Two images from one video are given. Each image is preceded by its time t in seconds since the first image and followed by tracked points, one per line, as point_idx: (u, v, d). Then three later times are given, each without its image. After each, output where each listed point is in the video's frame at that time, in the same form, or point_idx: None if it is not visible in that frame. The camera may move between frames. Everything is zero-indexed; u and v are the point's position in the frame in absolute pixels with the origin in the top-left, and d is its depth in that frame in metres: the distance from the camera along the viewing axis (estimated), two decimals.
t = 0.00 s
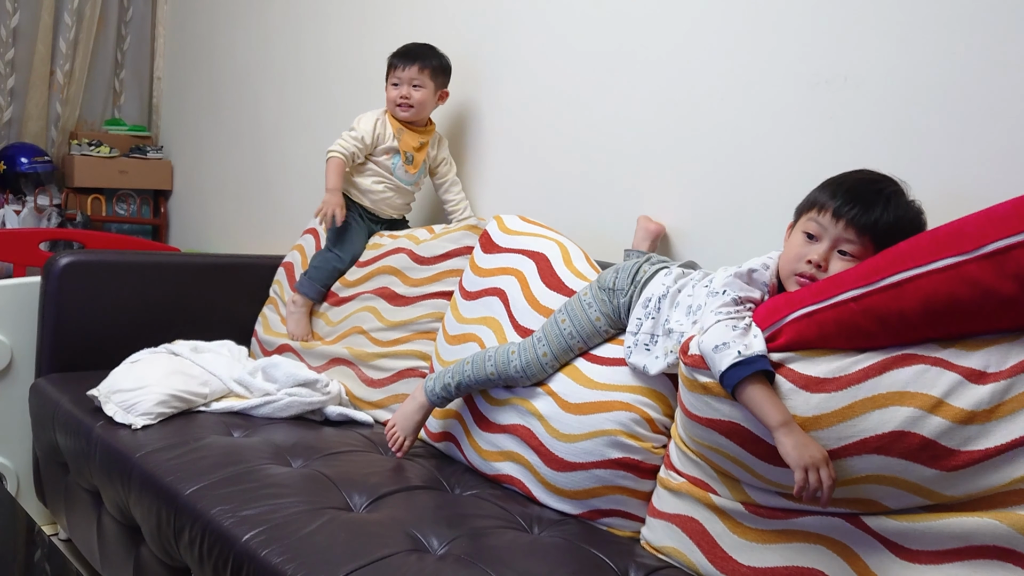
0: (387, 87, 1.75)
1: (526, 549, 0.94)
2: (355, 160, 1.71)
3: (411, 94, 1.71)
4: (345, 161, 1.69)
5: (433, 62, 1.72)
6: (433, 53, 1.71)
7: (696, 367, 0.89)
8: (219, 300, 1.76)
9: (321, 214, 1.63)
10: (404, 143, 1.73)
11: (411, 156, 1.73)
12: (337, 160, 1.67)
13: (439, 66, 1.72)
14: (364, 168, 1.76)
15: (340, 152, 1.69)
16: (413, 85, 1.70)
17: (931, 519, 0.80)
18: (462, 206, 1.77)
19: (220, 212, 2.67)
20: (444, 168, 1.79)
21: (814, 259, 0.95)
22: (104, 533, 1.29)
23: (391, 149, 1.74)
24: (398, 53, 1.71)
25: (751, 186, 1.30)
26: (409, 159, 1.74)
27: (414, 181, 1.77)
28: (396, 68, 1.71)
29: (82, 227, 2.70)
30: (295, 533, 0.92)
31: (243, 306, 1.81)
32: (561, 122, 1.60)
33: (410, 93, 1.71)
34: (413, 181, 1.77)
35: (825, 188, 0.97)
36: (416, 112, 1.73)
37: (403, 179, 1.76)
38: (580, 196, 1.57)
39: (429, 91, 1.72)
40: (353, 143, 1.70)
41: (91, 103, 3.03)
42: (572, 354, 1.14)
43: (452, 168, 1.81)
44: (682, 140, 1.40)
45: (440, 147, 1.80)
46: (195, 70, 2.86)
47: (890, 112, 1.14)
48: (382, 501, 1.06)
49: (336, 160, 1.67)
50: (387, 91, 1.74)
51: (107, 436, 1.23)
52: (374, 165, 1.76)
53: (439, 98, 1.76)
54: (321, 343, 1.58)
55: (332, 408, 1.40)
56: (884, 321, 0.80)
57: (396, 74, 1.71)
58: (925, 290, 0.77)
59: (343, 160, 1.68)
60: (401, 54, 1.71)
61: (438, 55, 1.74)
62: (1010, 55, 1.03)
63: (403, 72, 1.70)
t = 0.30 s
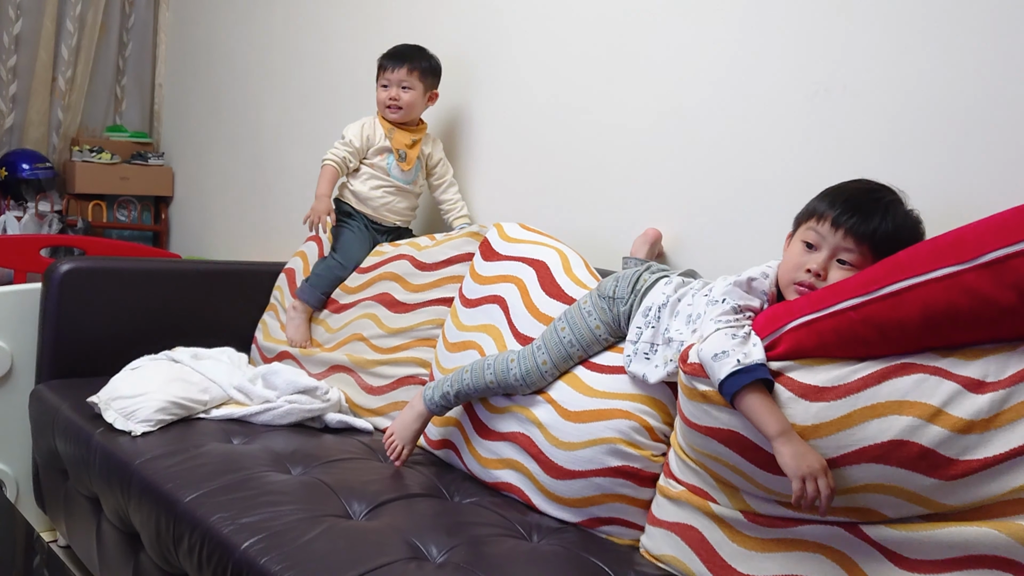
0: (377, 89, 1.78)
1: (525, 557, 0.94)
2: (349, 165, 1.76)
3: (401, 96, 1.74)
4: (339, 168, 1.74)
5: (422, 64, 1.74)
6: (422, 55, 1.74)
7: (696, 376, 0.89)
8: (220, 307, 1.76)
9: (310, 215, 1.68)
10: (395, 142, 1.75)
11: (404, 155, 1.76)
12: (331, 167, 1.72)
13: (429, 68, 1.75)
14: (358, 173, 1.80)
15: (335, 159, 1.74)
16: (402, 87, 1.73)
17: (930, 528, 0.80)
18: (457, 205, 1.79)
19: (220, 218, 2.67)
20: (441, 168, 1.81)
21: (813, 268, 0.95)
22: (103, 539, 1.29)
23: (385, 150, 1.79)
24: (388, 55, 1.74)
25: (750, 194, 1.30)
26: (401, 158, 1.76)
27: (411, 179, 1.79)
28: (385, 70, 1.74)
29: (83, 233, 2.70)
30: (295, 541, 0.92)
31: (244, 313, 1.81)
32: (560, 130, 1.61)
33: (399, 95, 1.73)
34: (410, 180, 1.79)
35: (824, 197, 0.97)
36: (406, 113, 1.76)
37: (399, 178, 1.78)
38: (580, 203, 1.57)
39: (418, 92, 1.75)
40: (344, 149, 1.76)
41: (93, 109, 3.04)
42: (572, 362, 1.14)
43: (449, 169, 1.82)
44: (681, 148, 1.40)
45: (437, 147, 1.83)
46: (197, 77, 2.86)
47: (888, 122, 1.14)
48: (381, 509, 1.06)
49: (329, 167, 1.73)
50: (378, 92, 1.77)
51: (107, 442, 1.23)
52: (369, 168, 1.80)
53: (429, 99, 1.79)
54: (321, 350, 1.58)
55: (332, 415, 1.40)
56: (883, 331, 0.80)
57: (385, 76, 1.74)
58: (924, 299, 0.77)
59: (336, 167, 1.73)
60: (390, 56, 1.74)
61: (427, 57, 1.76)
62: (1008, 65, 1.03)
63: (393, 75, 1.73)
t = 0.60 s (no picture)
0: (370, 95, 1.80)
1: (523, 566, 0.93)
2: (341, 175, 1.79)
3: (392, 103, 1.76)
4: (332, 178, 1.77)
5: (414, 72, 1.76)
6: (415, 63, 1.76)
7: (695, 385, 0.89)
8: (219, 313, 1.76)
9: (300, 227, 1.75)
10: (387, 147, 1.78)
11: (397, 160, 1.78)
12: (323, 178, 1.76)
13: (421, 76, 1.77)
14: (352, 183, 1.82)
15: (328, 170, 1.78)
16: (394, 94, 1.75)
17: (929, 538, 0.79)
18: (441, 207, 1.84)
19: (220, 224, 2.67)
20: (432, 174, 1.84)
21: (811, 277, 0.95)
22: (100, 546, 1.29)
23: (378, 156, 1.80)
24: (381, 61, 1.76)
25: (748, 203, 1.30)
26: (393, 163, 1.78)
27: (405, 183, 1.80)
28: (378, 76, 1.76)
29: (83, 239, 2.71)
30: (292, 549, 0.92)
31: (243, 319, 1.81)
32: (560, 138, 1.61)
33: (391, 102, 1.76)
34: (405, 183, 1.80)
35: (823, 206, 0.97)
36: (397, 120, 1.78)
37: (394, 184, 1.79)
38: (578, 211, 1.57)
39: (410, 100, 1.77)
40: (336, 158, 1.78)
41: (94, 115, 3.04)
42: (571, 370, 1.14)
43: (438, 177, 1.85)
44: (680, 156, 1.40)
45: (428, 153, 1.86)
46: (198, 83, 2.87)
47: (887, 131, 1.14)
48: (379, 516, 1.06)
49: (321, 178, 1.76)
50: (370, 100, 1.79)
51: (105, 448, 1.23)
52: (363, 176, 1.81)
53: (421, 106, 1.81)
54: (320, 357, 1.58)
55: (330, 422, 1.40)
56: (882, 340, 0.80)
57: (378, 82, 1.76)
58: (923, 309, 0.77)
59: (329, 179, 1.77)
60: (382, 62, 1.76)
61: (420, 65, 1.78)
62: (1008, 75, 1.03)
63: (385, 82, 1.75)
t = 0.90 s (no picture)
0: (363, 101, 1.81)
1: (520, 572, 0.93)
2: (340, 183, 1.77)
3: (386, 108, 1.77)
4: (332, 189, 1.76)
5: (407, 78, 1.78)
6: (408, 69, 1.78)
7: (693, 392, 0.89)
8: (219, 318, 1.76)
9: (309, 239, 1.72)
10: (383, 151, 1.79)
11: (393, 165, 1.79)
12: (324, 188, 1.74)
13: (414, 83, 1.79)
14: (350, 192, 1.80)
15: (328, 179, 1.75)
16: (387, 100, 1.77)
17: (927, 546, 0.79)
18: (436, 215, 1.85)
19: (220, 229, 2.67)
20: (427, 181, 1.86)
21: (811, 284, 0.95)
22: (96, 550, 1.28)
23: (375, 163, 1.80)
24: (374, 68, 1.77)
25: (747, 210, 1.30)
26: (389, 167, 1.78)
27: (402, 189, 1.80)
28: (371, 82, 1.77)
29: (82, 242, 2.71)
30: (289, 554, 0.92)
31: (242, 324, 1.80)
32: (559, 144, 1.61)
33: (384, 107, 1.77)
34: (401, 189, 1.80)
35: (823, 214, 0.98)
36: (391, 126, 1.79)
37: (391, 189, 1.79)
38: (577, 217, 1.57)
39: (403, 105, 1.78)
40: (334, 167, 1.77)
41: (94, 119, 3.04)
42: (570, 376, 1.14)
43: (433, 183, 1.87)
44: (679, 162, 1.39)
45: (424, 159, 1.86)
46: (198, 88, 2.88)
47: (886, 139, 1.14)
48: (376, 522, 1.05)
49: (322, 188, 1.74)
50: (363, 105, 1.80)
51: (102, 452, 1.23)
52: (360, 183, 1.81)
53: (414, 112, 1.82)
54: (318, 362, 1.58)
55: (328, 427, 1.40)
56: (881, 348, 0.80)
57: (372, 88, 1.77)
58: (922, 316, 0.77)
59: (330, 188, 1.75)
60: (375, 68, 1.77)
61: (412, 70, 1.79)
62: (1006, 84, 1.03)
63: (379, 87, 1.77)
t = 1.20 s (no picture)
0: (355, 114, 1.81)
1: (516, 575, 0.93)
2: (336, 196, 1.77)
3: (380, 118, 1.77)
4: (326, 201, 1.76)
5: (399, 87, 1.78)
6: (399, 78, 1.78)
7: (690, 396, 0.89)
8: (216, 319, 1.76)
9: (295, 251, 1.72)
10: (379, 165, 1.80)
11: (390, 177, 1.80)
12: (319, 201, 1.75)
13: (405, 92, 1.79)
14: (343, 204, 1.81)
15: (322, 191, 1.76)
16: (381, 110, 1.77)
17: (923, 551, 0.79)
18: (428, 224, 1.87)
19: (217, 230, 2.67)
20: (418, 190, 1.87)
21: (807, 289, 0.95)
22: (91, 551, 1.28)
23: (369, 175, 1.80)
24: (364, 80, 1.77)
25: (745, 213, 1.29)
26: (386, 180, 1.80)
27: (395, 203, 1.82)
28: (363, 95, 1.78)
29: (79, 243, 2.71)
30: (284, 556, 0.91)
31: (239, 326, 1.80)
32: (557, 147, 1.61)
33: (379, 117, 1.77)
34: (394, 203, 1.82)
35: (821, 219, 0.98)
36: (386, 136, 1.79)
37: (385, 204, 1.81)
38: (575, 220, 1.57)
39: (397, 114, 1.79)
40: (329, 180, 1.77)
41: (92, 120, 3.04)
42: (568, 379, 1.14)
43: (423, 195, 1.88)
44: (677, 166, 1.39)
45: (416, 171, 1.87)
46: (197, 88, 2.87)
47: (884, 144, 1.14)
48: (372, 525, 1.05)
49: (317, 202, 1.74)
50: (357, 118, 1.80)
51: (98, 453, 1.23)
52: (354, 196, 1.81)
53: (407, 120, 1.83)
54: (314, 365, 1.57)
55: (325, 429, 1.40)
56: (878, 353, 0.80)
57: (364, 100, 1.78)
58: (919, 321, 0.77)
59: (324, 201, 1.75)
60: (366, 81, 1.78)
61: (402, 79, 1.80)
62: (1004, 89, 1.03)
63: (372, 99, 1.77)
